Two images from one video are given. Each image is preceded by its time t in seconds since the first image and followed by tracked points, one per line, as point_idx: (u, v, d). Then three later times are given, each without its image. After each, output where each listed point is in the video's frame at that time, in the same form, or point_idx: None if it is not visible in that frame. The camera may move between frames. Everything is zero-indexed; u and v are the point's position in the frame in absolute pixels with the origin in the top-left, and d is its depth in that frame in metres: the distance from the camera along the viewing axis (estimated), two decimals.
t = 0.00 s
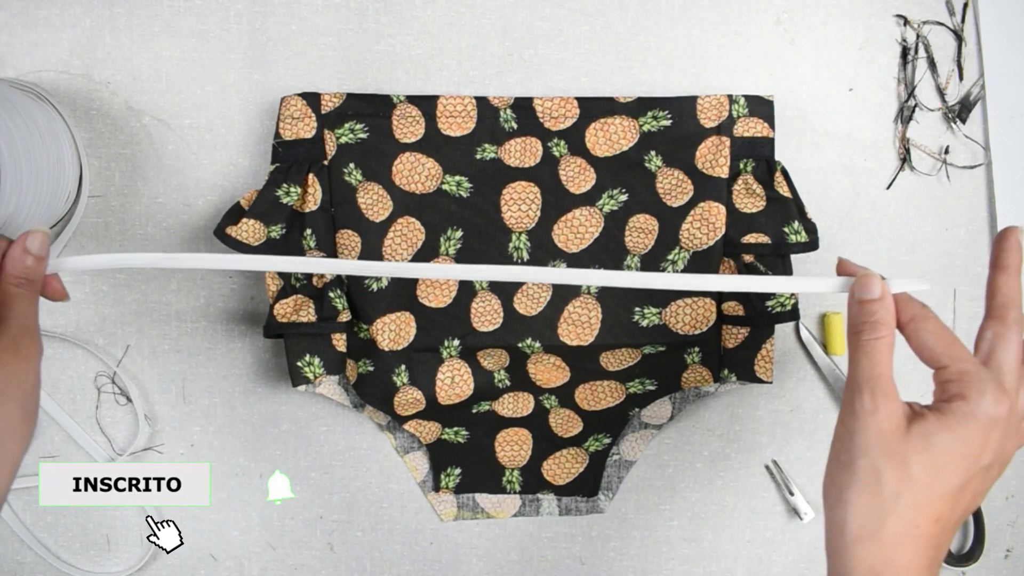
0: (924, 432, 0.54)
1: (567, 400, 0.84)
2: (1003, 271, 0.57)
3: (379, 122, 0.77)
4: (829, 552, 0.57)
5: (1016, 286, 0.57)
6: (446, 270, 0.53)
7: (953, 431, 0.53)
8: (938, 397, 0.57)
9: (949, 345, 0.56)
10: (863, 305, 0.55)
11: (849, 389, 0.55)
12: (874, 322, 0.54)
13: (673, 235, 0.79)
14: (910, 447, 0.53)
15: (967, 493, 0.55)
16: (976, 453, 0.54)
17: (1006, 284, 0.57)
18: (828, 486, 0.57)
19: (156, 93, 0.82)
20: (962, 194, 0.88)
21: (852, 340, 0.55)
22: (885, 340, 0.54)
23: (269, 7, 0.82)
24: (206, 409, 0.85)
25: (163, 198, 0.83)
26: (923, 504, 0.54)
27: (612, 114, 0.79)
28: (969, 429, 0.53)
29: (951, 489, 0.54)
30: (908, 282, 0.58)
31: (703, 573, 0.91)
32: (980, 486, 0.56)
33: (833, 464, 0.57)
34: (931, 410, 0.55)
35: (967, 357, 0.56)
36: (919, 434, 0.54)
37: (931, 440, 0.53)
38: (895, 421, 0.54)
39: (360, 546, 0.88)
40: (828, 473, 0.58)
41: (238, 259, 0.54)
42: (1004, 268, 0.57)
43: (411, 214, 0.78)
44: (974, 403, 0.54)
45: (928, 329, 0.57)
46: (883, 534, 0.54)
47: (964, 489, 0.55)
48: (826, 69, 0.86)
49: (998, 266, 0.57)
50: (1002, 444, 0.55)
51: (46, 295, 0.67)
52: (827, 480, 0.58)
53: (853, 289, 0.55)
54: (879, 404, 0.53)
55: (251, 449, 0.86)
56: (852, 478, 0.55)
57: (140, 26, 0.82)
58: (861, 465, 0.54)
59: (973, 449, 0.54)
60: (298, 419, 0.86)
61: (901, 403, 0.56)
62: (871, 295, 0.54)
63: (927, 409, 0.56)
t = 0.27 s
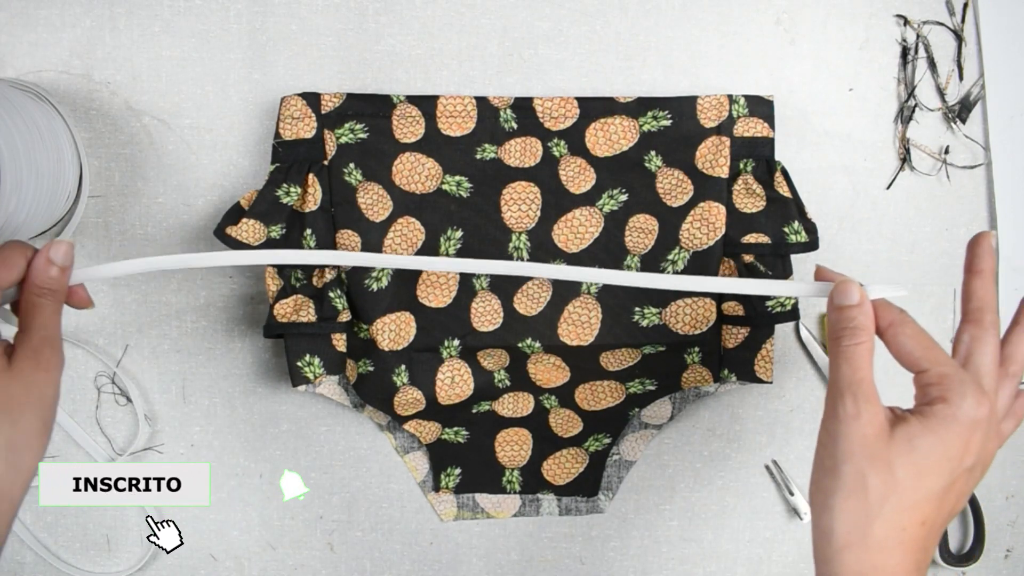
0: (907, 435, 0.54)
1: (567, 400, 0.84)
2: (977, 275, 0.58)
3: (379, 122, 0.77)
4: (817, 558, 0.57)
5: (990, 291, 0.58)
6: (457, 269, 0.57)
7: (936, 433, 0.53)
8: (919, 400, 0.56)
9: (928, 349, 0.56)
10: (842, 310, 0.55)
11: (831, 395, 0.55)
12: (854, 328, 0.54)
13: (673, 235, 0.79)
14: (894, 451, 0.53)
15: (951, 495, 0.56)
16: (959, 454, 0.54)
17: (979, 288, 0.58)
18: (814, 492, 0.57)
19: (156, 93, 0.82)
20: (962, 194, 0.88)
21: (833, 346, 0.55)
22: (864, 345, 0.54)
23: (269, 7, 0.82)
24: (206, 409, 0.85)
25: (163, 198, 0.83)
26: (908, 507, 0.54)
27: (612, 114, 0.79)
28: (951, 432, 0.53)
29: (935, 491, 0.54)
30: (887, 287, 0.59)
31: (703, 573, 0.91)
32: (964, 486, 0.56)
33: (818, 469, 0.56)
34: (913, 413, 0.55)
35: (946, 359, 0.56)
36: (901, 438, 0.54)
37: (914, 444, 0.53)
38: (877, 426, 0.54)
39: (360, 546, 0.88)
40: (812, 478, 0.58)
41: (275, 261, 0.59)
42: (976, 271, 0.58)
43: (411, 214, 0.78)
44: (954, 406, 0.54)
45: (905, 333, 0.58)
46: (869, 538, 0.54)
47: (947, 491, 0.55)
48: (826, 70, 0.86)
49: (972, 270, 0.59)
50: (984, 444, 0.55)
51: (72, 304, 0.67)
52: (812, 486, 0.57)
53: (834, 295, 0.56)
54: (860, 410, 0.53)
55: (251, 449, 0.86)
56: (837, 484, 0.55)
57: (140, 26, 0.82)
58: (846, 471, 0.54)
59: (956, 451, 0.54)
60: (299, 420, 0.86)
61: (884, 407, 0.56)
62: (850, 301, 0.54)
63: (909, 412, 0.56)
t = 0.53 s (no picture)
0: (894, 433, 0.54)
1: (567, 400, 0.84)
2: (956, 273, 0.62)
3: (379, 122, 0.77)
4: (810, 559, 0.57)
5: (969, 288, 0.61)
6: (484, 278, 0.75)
7: (923, 430, 0.54)
8: (905, 397, 0.57)
9: (912, 346, 0.57)
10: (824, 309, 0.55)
11: (817, 395, 0.55)
12: (838, 326, 0.54)
13: (673, 235, 0.79)
14: (882, 449, 0.53)
15: (938, 491, 0.56)
16: (947, 451, 0.54)
17: (958, 285, 0.61)
18: (805, 493, 0.57)
19: (156, 93, 0.82)
20: (962, 194, 0.88)
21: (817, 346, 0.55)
22: (849, 344, 0.54)
23: (269, 7, 0.82)
24: (206, 409, 0.85)
25: (163, 199, 0.83)
26: (897, 505, 0.54)
27: (612, 114, 0.79)
28: (937, 428, 0.54)
29: (923, 488, 0.54)
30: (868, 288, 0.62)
31: (703, 573, 0.91)
32: (952, 482, 0.57)
33: (807, 470, 0.56)
34: (899, 411, 0.55)
35: (929, 356, 0.56)
36: (889, 436, 0.54)
37: (902, 441, 0.54)
38: (864, 425, 0.54)
39: (360, 546, 0.88)
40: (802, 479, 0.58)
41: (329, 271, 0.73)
42: (954, 270, 0.62)
43: (411, 214, 0.78)
44: (940, 402, 0.54)
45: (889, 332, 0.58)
46: (860, 538, 0.54)
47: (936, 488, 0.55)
48: (826, 70, 0.86)
49: (950, 268, 0.62)
50: (970, 439, 0.56)
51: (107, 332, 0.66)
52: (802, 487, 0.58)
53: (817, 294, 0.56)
54: (846, 409, 0.53)
55: (251, 449, 0.86)
56: (826, 484, 0.55)
57: (140, 26, 0.82)
58: (835, 471, 0.54)
59: (943, 447, 0.54)
60: (299, 420, 0.86)
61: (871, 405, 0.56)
62: (831, 299, 0.55)
63: (897, 409, 0.56)
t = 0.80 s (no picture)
0: (889, 432, 0.54)
1: (567, 400, 0.84)
2: (943, 270, 0.61)
3: (379, 122, 0.77)
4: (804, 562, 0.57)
5: (956, 285, 0.61)
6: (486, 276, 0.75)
7: (917, 430, 0.54)
8: (897, 397, 0.57)
9: (905, 345, 0.56)
10: (814, 308, 0.55)
11: (810, 396, 0.55)
12: (830, 325, 0.54)
13: (673, 235, 0.79)
14: (877, 450, 0.53)
15: (933, 492, 0.56)
16: (941, 450, 0.54)
17: (946, 282, 0.61)
18: (799, 495, 0.57)
19: (155, 93, 0.82)
20: (962, 194, 0.88)
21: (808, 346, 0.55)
22: (840, 343, 0.54)
23: (269, 7, 0.82)
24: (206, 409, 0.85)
25: (163, 199, 0.83)
26: (892, 506, 0.54)
27: (612, 114, 0.79)
28: (932, 427, 0.54)
29: (918, 489, 0.54)
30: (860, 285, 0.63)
31: (703, 573, 0.91)
32: (946, 482, 0.56)
33: (801, 472, 0.56)
34: (894, 411, 0.55)
35: (923, 355, 0.56)
36: (883, 436, 0.54)
37: (897, 442, 0.54)
38: (858, 425, 0.54)
39: (360, 546, 0.88)
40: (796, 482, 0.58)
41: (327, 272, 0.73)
42: (941, 267, 0.61)
43: (411, 214, 0.78)
44: (934, 401, 0.54)
45: (880, 331, 0.57)
46: (855, 539, 0.54)
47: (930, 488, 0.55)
48: (826, 70, 0.86)
49: (937, 265, 0.61)
50: (964, 439, 0.56)
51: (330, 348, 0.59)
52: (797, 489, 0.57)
53: (807, 293, 0.55)
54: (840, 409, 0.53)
55: (250, 449, 0.86)
56: (821, 486, 0.55)
57: (140, 26, 0.82)
58: (830, 472, 0.54)
59: (937, 446, 0.54)
60: (298, 420, 0.86)
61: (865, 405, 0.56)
62: (823, 299, 0.54)
63: (891, 409, 0.56)
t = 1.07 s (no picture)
0: (909, 437, 0.53)
1: (567, 400, 0.84)
2: (952, 269, 0.60)
3: (380, 122, 0.77)
4: (820, 573, 0.55)
5: (964, 284, 0.61)
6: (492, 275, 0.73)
7: (937, 433, 0.53)
8: (911, 400, 0.56)
9: (920, 346, 0.56)
10: (828, 306, 0.53)
11: (829, 400, 0.53)
12: (846, 324, 0.52)
13: (674, 235, 0.78)
14: (898, 455, 0.53)
15: (947, 496, 0.56)
16: (957, 454, 0.54)
17: (954, 281, 0.61)
18: (817, 503, 0.55)
19: (155, 93, 0.82)
20: (962, 194, 0.88)
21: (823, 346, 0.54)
22: (856, 343, 0.52)
23: (269, 7, 0.82)
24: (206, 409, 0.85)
25: (163, 199, 0.83)
26: (911, 513, 0.53)
27: (612, 114, 0.79)
28: (950, 431, 0.53)
29: (936, 494, 0.54)
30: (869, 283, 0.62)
31: (703, 573, 0.91)
32: (959, 487, 0.56)
33: (818, 479, 0.55)
34: (910, 415, 0.55)
35: (937, 357, 0.56)
36: (903, 441, 0.53)
37: (916, 445, 0.53)
38: (879, 430, 0.53)
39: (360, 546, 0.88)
40: (811, 490, 0.56)
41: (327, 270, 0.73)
42: (949, 266, 0.61)
43: (411, 214, 0.78)
44: (952, 405, 0.54)
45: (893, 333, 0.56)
46: (875, 548, 0.53)
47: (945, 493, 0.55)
48: (826, 70, 0.86)
49: (944, 264, 0.61)
50: (976, 442, 0.56)
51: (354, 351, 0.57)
52: (813, 497, 0.56)
53: (823, 291, 0.54)
54: (862, 413, 0.52)
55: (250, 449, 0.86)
56: (841, 493, 0.53)
57: (140, 26, 0.82)
58: (850, 479, 0.52)
59: (955, 450, 0.54)
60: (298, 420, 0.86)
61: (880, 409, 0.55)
62: (838, 296, 0.53)
63: (906, 413, 0.55)
